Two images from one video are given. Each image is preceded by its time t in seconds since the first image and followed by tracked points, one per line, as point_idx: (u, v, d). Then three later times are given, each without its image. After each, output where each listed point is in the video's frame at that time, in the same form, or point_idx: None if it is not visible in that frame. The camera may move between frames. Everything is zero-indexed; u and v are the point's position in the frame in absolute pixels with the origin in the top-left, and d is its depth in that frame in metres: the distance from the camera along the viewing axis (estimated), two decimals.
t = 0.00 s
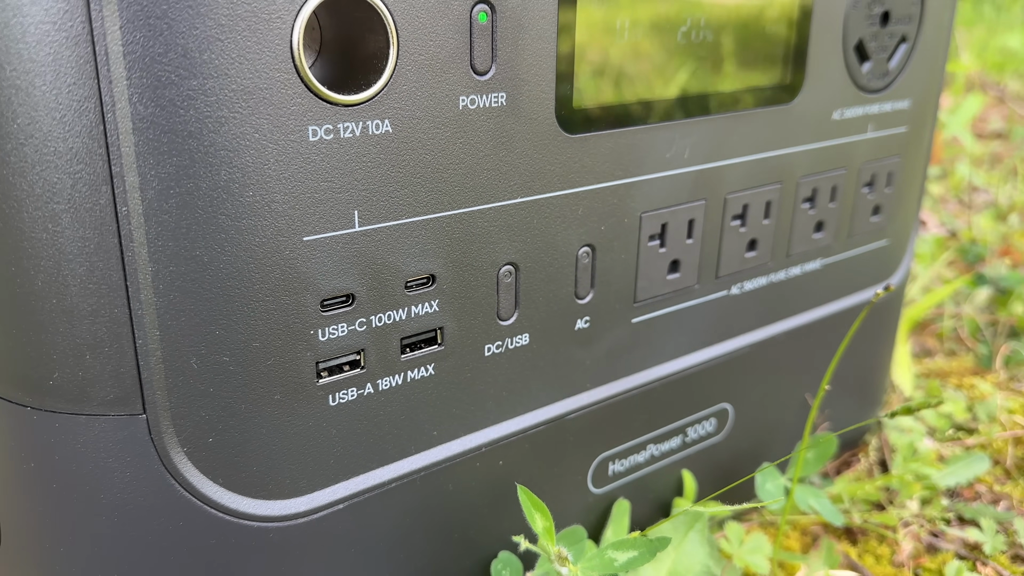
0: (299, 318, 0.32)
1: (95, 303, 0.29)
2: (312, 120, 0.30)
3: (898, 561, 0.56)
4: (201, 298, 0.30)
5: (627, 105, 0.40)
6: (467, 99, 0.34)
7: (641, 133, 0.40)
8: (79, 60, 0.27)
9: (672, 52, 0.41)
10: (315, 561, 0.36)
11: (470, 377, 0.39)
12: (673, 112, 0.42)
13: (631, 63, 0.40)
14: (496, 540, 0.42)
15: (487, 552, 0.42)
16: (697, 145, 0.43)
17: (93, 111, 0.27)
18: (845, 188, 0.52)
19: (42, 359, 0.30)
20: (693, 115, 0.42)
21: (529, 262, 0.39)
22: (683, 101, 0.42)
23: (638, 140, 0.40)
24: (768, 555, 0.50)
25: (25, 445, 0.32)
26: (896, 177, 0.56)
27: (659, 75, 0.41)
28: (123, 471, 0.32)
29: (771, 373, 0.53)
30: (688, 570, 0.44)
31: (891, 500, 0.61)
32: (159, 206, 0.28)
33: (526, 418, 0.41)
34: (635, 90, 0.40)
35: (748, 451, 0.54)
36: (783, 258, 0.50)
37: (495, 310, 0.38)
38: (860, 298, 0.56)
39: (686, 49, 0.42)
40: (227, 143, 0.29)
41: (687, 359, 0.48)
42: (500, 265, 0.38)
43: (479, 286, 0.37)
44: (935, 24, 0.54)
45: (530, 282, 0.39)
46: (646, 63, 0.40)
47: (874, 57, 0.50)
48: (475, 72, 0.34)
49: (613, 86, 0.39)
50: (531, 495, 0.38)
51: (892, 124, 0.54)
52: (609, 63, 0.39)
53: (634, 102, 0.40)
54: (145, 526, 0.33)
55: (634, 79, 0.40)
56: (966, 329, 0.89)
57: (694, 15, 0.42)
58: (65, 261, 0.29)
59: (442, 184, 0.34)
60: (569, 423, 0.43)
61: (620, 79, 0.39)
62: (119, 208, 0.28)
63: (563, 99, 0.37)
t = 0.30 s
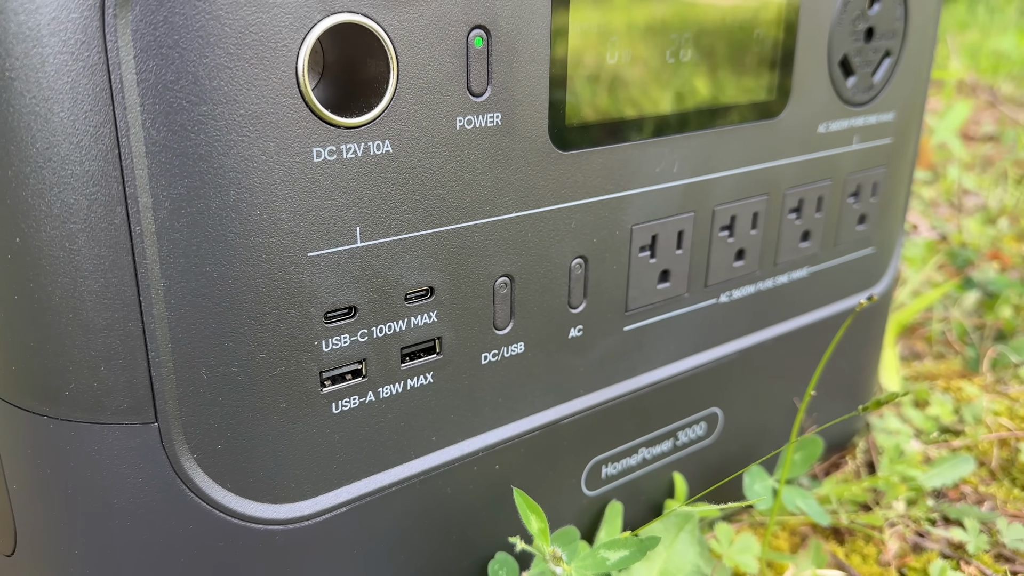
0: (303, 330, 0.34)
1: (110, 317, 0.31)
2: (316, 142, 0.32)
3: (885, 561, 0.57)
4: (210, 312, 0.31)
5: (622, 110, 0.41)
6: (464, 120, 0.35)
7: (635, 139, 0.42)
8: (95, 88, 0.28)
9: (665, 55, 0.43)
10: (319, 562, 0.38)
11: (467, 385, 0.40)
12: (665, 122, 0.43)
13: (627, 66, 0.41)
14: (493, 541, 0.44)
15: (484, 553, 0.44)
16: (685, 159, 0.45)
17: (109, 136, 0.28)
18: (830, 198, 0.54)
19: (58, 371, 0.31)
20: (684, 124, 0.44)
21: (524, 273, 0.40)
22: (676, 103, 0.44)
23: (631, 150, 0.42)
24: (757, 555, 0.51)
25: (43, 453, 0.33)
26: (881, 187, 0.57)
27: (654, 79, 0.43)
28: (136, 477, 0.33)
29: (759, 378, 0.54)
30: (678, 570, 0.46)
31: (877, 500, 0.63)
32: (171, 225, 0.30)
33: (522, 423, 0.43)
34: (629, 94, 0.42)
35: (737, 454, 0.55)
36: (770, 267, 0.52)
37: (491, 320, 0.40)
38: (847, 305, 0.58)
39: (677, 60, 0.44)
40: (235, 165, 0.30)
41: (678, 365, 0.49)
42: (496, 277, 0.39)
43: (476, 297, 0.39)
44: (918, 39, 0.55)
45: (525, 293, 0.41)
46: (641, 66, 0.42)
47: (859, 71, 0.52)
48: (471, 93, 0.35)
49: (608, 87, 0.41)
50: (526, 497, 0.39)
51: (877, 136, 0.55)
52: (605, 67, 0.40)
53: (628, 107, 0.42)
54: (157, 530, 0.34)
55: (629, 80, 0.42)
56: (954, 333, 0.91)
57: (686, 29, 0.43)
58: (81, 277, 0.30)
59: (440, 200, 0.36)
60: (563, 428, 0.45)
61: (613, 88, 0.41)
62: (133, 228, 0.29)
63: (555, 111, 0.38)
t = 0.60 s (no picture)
0: (306, 335, 0.35)
1: (122, 323, 0.32)
2: (318, 156, 0.33)
3: (870, 556, 0.59)
4: (218, 318, 0.33)
5: (616, 112, 0.43)
6: (459, 133, 0.37)
7: (630, 141, 0.44)
8: (108, 106, 0.29)
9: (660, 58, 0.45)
10: (321, 557, 0.39)
11: (463, 386, 0.42)
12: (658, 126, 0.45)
13: (621, 68, 0.43)
14: (489, 538, 0.45)
15: (481, 549, 0.45)
16: (674, 169, 0.46)
17: (121, 151, 0.30)
18: (816, 204, 0.55)
19: (72, 375, 0.33)
20: (676, 130, 0.46)
21: (518, 279, 0.42)
22: (670, 106, 0.45)
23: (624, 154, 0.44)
24: (745, 551, 0.53)
25: (56, 453, 0.35)
26: (867, 193, 0.59)
27: (649, 82, 0.44)
28: (146, 477, 0.35)
29: (748, 379, 0.56)
30: (668, 565, 0.47)
31: (864, 498, 0.65)
32: (180, 236, 0.31)
33: (516, 423, 0.44)
34: (624, 96, 0.43)
35: (726, 453, 0.57)
36: (758, 271, 0.53)
37: (486, 324, 0.41)
38: (833, 307, 0.60)
39: (669, 66, 0.45)
40: (241, 178, 0.32)
41: (668, 366, 0.51)
42: (491, 283, 0.41)
43: (472, 302, 0.40)
44: (901, 49, 0.57)
45: (520, 298, 0.42)
46: (636, 68, 0.44)
47: (843, 81, 0.54)
48: (467, 107, 0.37)
49: (604, 86, 0.42)
50: (521, 494, 0.41)
51: (862, 143, 0.57)
52: (599, 71, 0.42)
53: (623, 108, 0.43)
54: (166, 527, 0.36)
55: (624, 82, 0.43)
56: (942, 334, 0.92)
57: (678, 38, 0.45)
58: (94, 286, 0.31)
59: (437, 210, 0.37)
60: (557, 428, 0.46)
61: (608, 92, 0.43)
62: (144, 239, 0.31)
63: (547, 123, 0.40)
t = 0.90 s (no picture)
0: (316, 342, 0.37)
1: (142, 332, 0.34)
2: (328, 172, 0.35)
3: (861, 554, 0.60)
4: (233, 327, 0.34)
5: (612, 115, 0.45)
6: (463, 148, 0.38)
7: (626, 142, 0.45)
8: (129, 126, 0.31)
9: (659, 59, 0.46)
10: (331, 555, 0.41)
11: (466, 391, 0.43)
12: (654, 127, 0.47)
13: (618, 73, 0.44)
14: (491, 537, 0.47)
15: (483, 547, 0.47)
16: (668, 179, 0.48)
17: (142, 169, 0.31)
18: (807, 212, 0.57)
19: (93, 382, 0.34)
20: (670, 131, 0.47)
21: (519, 286, 0.43)
22: (666, 109, 0.47)
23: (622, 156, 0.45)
24: (739, 548, 0.54)
25: (78, 456, 0.36)
26: (856, 201, 0.60)
27: (645, 85, 0.46)
28: (164, 478, 0.36)
29: (741, 381, 0.57)
30: (664, 562, 0.49)
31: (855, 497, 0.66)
32: (197, 249, 0.33)
33: (518, 425, 0.46)
34: (620, 99, 0.45)
35: (721, 453, 0.58)
36: (750, 277, 0.55)
37: (488, 330, 0.43)
38: (824, 311, 0.61)
39: (665, 74, 0.47)
40: (255, 194, 0.33)
41: (664, 370, 0.52)
42: (493, 291, 0.42)
43: (475, 309, 0.42)
44: (890, 60, 0.59)
45: (521, 305, 0.44)
46: (633, 71, 0.45)
47: (833, 92, 0.55)
48: (469, 123, 0.38)
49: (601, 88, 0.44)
50: (522, 495, 0.42)
51: (852, 152, 0.59)
52: (596, 76, 0.43)
53: (620, 109, 0.45)
54: (182, 526, 0.37)
55: (621, 84, 0.45)
56: (934, 336, 0.94)
57: (672, 54, 0.47)
58: (115, 296, 0.33)
59: (441, 222, 0.39)
60: (556, 430, 0.48)
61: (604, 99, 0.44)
62: (163, 252, 0.32)
63: (546, 136, 0.42)
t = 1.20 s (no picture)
0: (327, 346, 0.38)
1: (161, 337, 0.35)
2: (339, 184, 0.36)
3: (853, 550, 0.62)
4: (247, 332, 0.36)
5: (608, 117, 0.46)
6: (466, 159, 0.40)
7: (622, 144, 0.47)
8: (150, 142, 0.32)
9: (656, 62, 0.48)
10: (340, 551, 0.42)
11: (469, 392, 0.45)
12: (651, 129, 0.48)
13: (615, 76, 0.46)
14: (493, 533, 0.48)
15: (486, 543, 0.48)
16: (664, 188, 0.49)
17: (161, 183, 0.33)
18: (799, 217, 0.58)
19: (112, 386, 0.36)
20: (666, 132, 0.49)
21: (521, 291, 0.45)
22: (662, 116, 0.49)
23: (619, 157, 0.47)
24: (734, 544, 0.56)
25: (98, 457, 0.38)
26: (848, 206, 0.62)
27: (642, 86, 0.47)
28: (180, 477, 0.38)
29: (735, 382, 0.59)
30: (661, 557, 0.50)
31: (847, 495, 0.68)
32: (214, 258, 0.34)
33: (520, 425, 0.48)
34: (617, 101, 0.46)
35: (716, 452, 0.60)
36: (744, 280, 0.57)
37: (491, 334, 0.45)
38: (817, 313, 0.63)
39: (661, 84, 0.48)
40: (269, 205, 0.35)
41: (660, 371, 0.54)
42: (495, 296, 0.44)
43: (478, 313, 0.43)
44: (879, 70, 0.60)
45: (522, 310, 0.45)
46: (630, 73, 0.47)
47: (824, 101, 0.57)
48: (472, 135, 0.40)
49: (597, 90, 0.45)
50: (524, 492, 0.44)
51: (843, 159, 0.60)
52: (593, 79, 0.45)
53: (616, 112, 0.46)
54: (198, 523, 0.39)
55: (618, 87, 0.46)
56: (926, 337, 0.96)
57: (667, 70, 0.48)
58: (135, 304, 0.34)
59: (446, 230, 0.40)
60: (557, 430, 0.49)
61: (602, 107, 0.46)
62: (182, 261, 0.34)
63: (546, 147, 0.43)
